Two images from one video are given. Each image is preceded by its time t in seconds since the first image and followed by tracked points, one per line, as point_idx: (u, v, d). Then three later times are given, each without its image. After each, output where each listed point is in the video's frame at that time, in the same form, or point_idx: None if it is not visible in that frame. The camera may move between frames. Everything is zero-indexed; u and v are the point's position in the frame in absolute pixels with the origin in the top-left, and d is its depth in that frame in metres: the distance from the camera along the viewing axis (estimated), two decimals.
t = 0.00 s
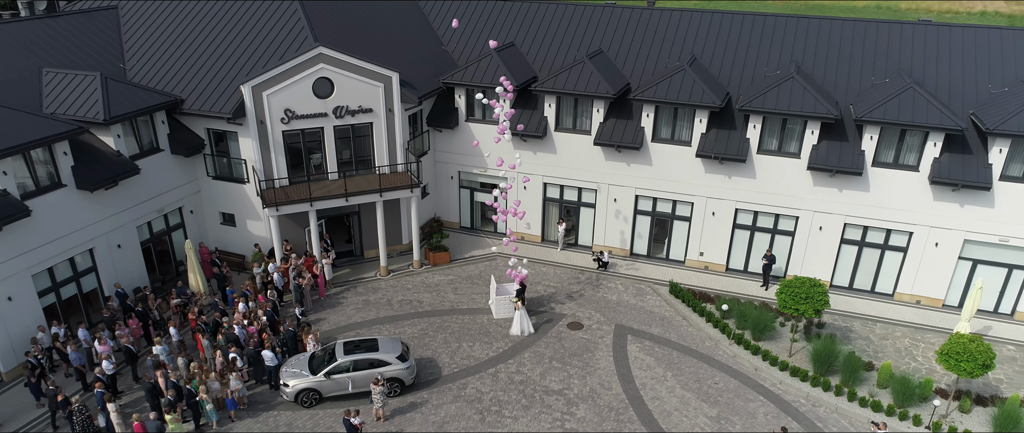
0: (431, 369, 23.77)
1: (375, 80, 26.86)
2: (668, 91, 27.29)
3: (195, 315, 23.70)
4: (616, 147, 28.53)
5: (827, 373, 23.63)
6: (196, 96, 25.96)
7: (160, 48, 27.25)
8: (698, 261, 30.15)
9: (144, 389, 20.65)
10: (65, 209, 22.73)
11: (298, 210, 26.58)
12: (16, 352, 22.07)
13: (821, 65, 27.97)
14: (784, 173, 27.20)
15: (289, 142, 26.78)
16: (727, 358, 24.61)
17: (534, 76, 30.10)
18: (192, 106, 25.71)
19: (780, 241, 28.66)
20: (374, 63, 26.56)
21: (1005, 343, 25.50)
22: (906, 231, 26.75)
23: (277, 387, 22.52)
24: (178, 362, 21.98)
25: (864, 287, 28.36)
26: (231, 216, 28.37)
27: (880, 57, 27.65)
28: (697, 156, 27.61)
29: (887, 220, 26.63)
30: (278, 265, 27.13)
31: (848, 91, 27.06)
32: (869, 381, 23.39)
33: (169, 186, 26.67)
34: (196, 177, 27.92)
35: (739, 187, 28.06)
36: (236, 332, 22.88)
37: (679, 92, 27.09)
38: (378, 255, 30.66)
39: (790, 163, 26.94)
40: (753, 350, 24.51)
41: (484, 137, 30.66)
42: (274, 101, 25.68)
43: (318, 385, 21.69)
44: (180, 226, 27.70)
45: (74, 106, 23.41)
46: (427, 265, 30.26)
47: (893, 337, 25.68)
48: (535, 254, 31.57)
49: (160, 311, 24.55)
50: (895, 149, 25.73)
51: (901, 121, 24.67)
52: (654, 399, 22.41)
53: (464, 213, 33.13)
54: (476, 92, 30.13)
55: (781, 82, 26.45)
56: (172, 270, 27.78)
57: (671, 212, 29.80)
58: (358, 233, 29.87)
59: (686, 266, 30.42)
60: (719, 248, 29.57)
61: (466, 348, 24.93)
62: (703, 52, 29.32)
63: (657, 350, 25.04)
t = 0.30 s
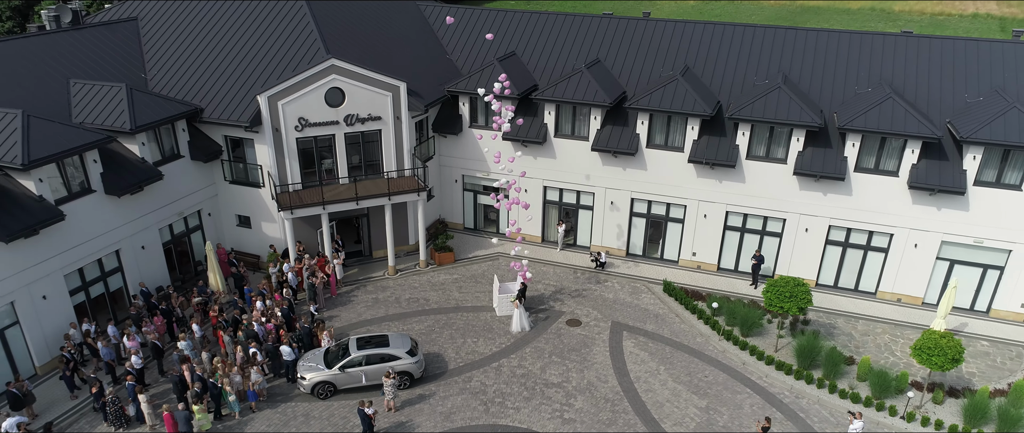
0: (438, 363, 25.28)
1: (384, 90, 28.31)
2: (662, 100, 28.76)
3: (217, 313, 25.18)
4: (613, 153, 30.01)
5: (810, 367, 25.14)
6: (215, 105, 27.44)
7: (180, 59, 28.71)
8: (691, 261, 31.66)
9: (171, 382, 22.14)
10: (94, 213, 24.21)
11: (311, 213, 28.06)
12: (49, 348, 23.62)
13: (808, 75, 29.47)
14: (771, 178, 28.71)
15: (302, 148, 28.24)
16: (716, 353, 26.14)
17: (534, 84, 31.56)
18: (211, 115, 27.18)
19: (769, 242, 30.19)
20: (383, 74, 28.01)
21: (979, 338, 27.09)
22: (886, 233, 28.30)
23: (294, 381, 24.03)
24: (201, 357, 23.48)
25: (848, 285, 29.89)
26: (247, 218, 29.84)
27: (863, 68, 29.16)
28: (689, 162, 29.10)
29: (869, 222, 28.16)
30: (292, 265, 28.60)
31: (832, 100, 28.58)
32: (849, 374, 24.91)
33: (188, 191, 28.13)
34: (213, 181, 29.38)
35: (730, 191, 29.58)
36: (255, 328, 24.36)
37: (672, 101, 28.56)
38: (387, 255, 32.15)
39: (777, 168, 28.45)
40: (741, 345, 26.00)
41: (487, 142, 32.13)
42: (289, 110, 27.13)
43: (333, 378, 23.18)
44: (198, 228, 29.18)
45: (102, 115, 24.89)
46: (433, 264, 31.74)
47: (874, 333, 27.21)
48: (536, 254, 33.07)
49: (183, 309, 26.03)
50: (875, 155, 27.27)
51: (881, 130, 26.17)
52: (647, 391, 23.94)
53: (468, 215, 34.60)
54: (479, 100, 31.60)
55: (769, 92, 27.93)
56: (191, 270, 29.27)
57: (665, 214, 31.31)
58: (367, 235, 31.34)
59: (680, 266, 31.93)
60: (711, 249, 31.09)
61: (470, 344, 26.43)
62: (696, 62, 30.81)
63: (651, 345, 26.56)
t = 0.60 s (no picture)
0: (446, 358, 26.75)
1: (394, 98, 29.70)
2: (658, 108, 30.16)
3: (237, 311, 26.60)
4: (611, 158, 31.42)
5: (797, 362, 26.59)
6: (233, 114, 28.85)
7: (199, 69, 30.13)
8: (686, 261, 33.14)
9: (197, 376, 23.56)
10: (120, 217, 25.62)
11: (324, 216, 29.48)
12: (80, 344, 25.08)
13: (797, 84, 30.93)
14: (762, 183, 30.18)
15: (316, 154, 29.63)
16: (709, 349, 27.62)
17: (537, 92, 32.96)
18: (230, 123, 28.58)
19: (760, 243, 31.67)
20: (393, 83, 29.41)
21: (958, 335, 28.60)
22: (872, 235, 29.79)
23: (311, 375, 25.49)
24: (224, 353, 24.91)
25: (836, 284, 31.38)
26: (262, 220, 31.25)
27: (850, 77, 30.61)
28: (685, 167, 30.53)
29: (855, 224, 29.66)
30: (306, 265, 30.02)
31: (820, 109, 30.05)
32: (834, 369, 26.38)
33: (207, 194, 29.53)
34: (230, 185, 30.79)
35: (723, 195, 31.04)
36: (274, 325, 25.79)
37: (668, 109, 29.96)
38: (395, 255, 33.59)
39: (768, 173, 29.93)
40: (733, 341, 27.46)
41: (491, 147, 33.56)
42: (304, 118, 28.53)
43: (348, 372, 24.62)
44: (216, 229, 30.60)
45: (127, 123, 26.27)
46: (440, 264, 33.17)
47: (859, 330, 28.69)
48: (537, 253, 34.49)
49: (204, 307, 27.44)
50: (861, 161, 28.77)
51: (865, 138, 27.61)
52: (643, 385, 25.41)
53: (473, 217, 36.02)
54: (483, 107, 33.02)
55: (760, 101, 29.34)
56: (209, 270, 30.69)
57: (661, 216, 32.76)
58: (377, 236, 32.78)
59: (676, 266, 33.39)
60: (705, 249, 32.56)
61: (476, 340, 27.89)
62: (691, 71, 32.23)
63: (647, 341, 28.03)
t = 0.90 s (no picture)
0: (454, 355, 28.17)
1: (403, 106, 31.05)
2: (656, 116, 31.52)
3: (256, 311, 27.96)
4: (611, 164, 32.80)
5: (788, 359, 28.01)
6: (250, 122, 30.20)
7: (217, 79, 31.50)
8: (683, 262, 34.54)
9: (220, 373, 24.94)
10: (145, 222, 27.02)
11: (337, 220, 30.85)
12: (108, 342, 26.53)
13: (789, 93, 32.34)
14: (756, 187, 31.60)
15: (329, 160, 30.96)
16: (705, 347, 29.04)
17: (540, 100, 34.34)
18: (247, 131, 29.93)
19: (754, 244, 33.12)
20: (402, 92, 30.75)
21: (942, 333, 30.02)
22: (860, 237, 31.25)
23: (327, 371, 26.88)
24: (245, 350, 26.29)
25: (826, 284, 32.83)
26: (277, 223, 32.62)
27: (839, 87, 32.04)
28: (682, 172, 31.91)
29: (844, 227, 31.12)
30: (320, 266, 31.39)
31: (811, 117, 31.47)
32: (823, 366, 27.81)
33: (225, 199, 30.89)
34: (247, 189, 32.15)
35: (718, 199, 32.44)
36: (291, 324, 27.16)
37: (665, 117, 31.33)
38: (404, 256, 34.97)
39: (761, 178, 31.35)
40: (727, 339, 28.86)
41: (496, 153, 34.96)
42: (318, 126, 29.86)
43: (363, 369, 26.01)
44: (233, 232, 31.97)
45: (151, 132, 27.66)
46: (447, 265, 34.56)
47: (847, 328, 30.14)
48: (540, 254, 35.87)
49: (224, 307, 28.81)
50: (849, 167, 30.23)
51: (853, 145, 29.01)
52: (642, 381, 26.82)
53: (478, 219, 37.42)
54: (488, 115, 34.39)
55: (753, 110, 30.73)
56: (227, 271, 32.07)
57: (659, 219, 34.18)
58: (386, 238, 34.17)
59: (673, 266, 34.81)
60: (702, 251, 33.98)
61: (483, 338, 29.29)
62: (688, 80, 33.63)
63: (646, 339, 29.45)
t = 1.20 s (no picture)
0: (463, 354, 29.50)
1: (413, 115, 32.33)
2: (656, 124, 32.84)
3: (274, 312, 29.27)
4: (613, 170, 34.13)
5: (781, 358, 29.38)
6: (267, 131, 31.49)
7: (234, 88, 32.80)
8: (681, 264, 35.89)
9: (242, 371, 26.26)
10: (168, 227, 28.28)
11: (350, 224, 32.19)
12: (134, 342, 27.84)
13: (783, 102, 33.68)
14: (752, 193, 32.96)
15: (341, 167, 32.23)
16: (702, 346, 30.41)
17: (544, 107, 35.67)
18: (264, 139, 31.22)
19: (750, 247, 34.48)
20: (412, 101, 32.03)
21: (929, 333, 31.40)
22: (851, 241, 32.62)
23: (343, 369, 28.19)
24: (265, 350, 27.61)
25: (819, 285, 34.20)
26: (292, 227, 33.90)
27: (831, 96, 33.39)
28: (680, 178, 33.24)
29: (836, 231, 32.49)
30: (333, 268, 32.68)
31: (804, 125, 32.82)
32: (815, 364, 29.18)
33: (242, 204, 32.16)
34: (263, 194, 33.41)
35: (716, 203, 33.78)
36: (308, 324, 28.50)
37: (665, 125, 32.64)
38: (413, 258, 36.29)
39: (756, 184, 32.71)
40: (723, 339, 30.22)
41: (501, 159, 36.28)
42: (331, 135, 31.13)
43: (377, 367, 27.33)
44: (250, 236, 33.24)
45: (173, 141, 28.94)
46: (454, 267, 35.88)
47: (839, 327, 31.52)
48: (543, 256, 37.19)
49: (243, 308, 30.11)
50: (841, 174, 31.60)
51: (844, 153, 30.34)
52: (642, 378, 28.19)
53: (483, 222, 38.74)
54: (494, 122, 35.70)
55: (749, 118, 32.05)
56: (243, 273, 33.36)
57: (659, 222, 35.51)
58: (396, 240, 35.47)
59: (672, 268, 36.15)
60: (699, 253, 35.33)
61: (490, 337, 30.62)
62: (686, 89, 34.96)
63: (646, 338, 30.81)
